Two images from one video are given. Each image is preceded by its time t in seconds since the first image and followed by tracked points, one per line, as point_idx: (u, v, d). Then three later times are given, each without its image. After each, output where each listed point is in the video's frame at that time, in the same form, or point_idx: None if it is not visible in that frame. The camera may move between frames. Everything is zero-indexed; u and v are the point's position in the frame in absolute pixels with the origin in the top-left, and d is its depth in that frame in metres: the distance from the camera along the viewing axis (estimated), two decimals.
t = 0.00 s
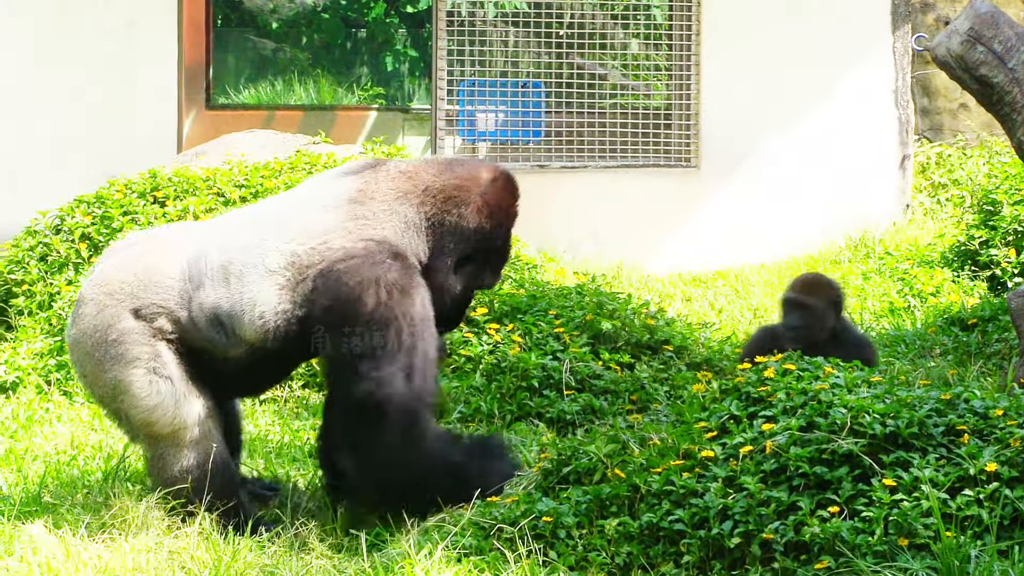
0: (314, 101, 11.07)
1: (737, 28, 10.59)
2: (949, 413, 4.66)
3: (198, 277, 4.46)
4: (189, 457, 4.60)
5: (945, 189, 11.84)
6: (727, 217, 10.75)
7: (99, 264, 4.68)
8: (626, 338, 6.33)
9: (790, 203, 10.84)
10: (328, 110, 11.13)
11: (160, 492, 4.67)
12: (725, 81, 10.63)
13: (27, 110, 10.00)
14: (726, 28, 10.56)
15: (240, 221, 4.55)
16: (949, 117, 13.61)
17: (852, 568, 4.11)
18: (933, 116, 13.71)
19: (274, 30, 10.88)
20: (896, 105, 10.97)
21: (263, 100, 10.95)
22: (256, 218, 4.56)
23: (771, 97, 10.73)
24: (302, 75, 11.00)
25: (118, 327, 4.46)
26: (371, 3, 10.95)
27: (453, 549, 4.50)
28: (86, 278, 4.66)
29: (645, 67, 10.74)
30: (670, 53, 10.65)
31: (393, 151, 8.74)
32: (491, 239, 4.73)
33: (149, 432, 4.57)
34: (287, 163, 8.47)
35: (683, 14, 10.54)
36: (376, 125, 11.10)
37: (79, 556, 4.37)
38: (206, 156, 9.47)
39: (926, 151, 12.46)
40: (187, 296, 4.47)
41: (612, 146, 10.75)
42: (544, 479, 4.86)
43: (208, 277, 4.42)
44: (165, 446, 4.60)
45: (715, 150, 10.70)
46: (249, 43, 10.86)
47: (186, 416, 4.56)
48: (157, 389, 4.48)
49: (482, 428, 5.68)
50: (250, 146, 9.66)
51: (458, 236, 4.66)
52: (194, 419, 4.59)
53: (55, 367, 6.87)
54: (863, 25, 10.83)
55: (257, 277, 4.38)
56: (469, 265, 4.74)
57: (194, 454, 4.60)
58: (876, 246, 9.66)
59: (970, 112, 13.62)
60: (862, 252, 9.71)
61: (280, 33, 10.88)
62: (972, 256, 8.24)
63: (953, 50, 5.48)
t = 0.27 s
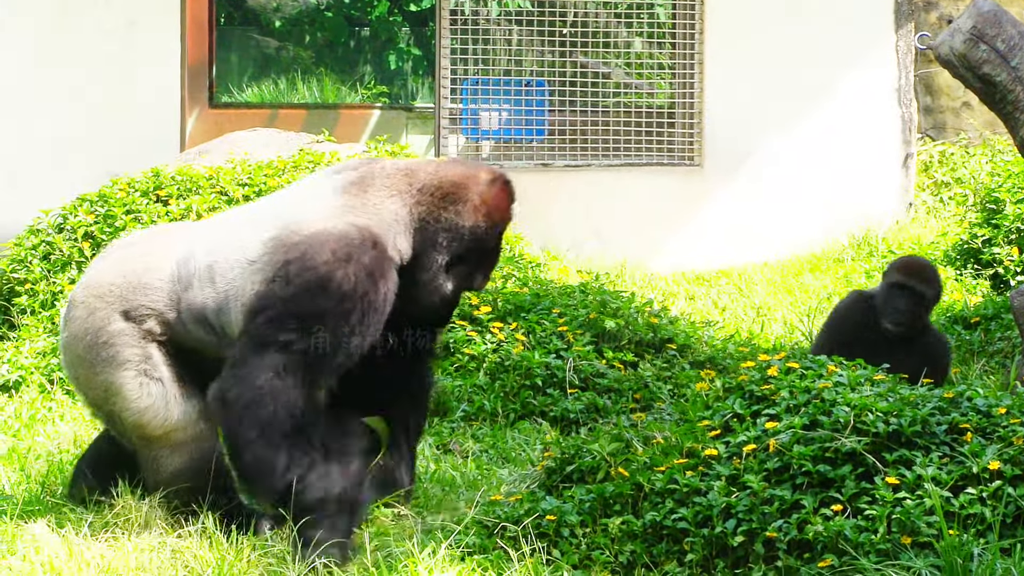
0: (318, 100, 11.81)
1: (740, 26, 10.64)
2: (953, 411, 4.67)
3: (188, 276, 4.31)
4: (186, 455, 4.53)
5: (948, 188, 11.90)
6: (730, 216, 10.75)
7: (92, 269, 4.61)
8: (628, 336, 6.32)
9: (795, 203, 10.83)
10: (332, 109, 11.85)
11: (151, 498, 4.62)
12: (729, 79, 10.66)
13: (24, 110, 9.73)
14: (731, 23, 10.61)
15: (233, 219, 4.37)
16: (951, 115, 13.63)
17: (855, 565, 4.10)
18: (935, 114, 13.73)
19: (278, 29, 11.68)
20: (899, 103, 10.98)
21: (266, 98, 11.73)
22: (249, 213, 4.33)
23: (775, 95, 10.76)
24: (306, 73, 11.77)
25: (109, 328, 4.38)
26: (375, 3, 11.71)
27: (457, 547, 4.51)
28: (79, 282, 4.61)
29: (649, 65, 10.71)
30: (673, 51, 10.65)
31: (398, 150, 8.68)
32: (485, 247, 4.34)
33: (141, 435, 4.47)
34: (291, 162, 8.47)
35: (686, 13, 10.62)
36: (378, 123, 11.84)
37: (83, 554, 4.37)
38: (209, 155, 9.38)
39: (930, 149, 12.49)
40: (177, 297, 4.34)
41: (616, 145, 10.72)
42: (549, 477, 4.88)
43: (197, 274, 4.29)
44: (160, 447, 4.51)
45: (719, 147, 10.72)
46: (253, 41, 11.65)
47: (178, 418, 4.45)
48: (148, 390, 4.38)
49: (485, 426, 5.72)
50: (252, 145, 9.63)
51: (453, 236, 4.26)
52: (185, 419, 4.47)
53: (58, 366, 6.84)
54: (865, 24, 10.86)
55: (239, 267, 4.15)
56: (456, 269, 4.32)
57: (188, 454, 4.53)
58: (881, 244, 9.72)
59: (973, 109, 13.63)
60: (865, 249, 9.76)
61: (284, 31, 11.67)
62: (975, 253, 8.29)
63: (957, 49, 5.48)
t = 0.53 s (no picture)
0: (321, 99, 11.86)
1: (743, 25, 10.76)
2: (955, 411, 4.67)
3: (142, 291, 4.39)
4: (173, 461, 4.55)
5: (951, 187, 11.88)
6: (733, 216, 10.86)
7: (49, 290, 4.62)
8: (631, 336, 6.33)
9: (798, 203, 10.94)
10: (334, 108, 11.89)
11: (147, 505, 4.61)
12: (733, 78, 10.78)
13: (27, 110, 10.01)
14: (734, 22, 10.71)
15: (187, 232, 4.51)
16: (954, 115, 13.64)
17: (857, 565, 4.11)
18: (937, 114, 13.74)
19: (281, 29, 11.70)
20: (901, 103, 11.09)
21: (269, 98, 11.75)
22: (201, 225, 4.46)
23: (779, 95, 10.88)
24: (308, 72, 11.81)
25: (76, 349, 4.37)
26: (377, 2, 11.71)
27: (459, 546, 4.51)
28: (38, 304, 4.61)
29: (651, 65, 10.79)
30: (676, 51, 10.76)
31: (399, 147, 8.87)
32: (435, 233, 4.52)
33: (124, 447, 4.49)
34: (295, 161, 8.48)
35: (689, 13, 10.74)
36: (380, 123, 11.87)
37: (87, 552, 4.40)
38: (212, 155, 9.43)
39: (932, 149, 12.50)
40: (138, 310, 4.38)
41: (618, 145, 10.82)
42: (551, 477, 4.88)
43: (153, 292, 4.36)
44: (146, 455, 4.54)
45: (724, 145, 10.83)
46: (256, 41, 11.68)
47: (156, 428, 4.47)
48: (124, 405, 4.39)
49: (487, 425, 5.74)
50: (256, 144, 9.64)
51: (400, 229, 4.45)
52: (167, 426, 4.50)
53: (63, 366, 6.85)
54: (868, 25, 10.98)
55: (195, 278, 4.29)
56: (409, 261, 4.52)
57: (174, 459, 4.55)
58: (884, 244, 9.71)
59: (977, 109, 13.63)
60: (869, 250, 9.77)
61: (287, 30, 11.71)
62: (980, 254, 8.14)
63: (959, 48, 5.47)
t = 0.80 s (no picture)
0: (331, 101, 12.11)
1: (746, 26, 10.91)
2: (954, 407, 4.74)
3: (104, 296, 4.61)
4: (139, 455, 4.84)
5: (950, 188, 11.99)
6: (735, 216, 10.97)
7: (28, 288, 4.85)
8: (635, 333, 6.40)
9: (798, 204, 11.06)
10: (344, 110, 12.16)
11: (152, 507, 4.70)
12: (736, 78, 10.92)
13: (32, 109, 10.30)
14: (739, 24, 10.86)
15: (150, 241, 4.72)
16: (953, 116, 13.74)
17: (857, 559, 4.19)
18: (937, 116, 13.84)
19: (290, 33, 11.97)
20: (901, 105, 11.21)
21: (280, 99, 12.03)
22: (167, 231, 4.67)
23: (781, 95, 11.03)
24: (318, 75, 12.06)
25: (41, 350, 4.60)
26: (386, 5, 11.96)
27: (466, 540, 4.58)
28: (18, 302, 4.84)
29: (655, 67, 10.98)
30: (680, 53, 10.92)
31: (408, 150, 8.99)
32: (393, 241, 4.71)
33: (90, 449, 4.75)
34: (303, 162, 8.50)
35: (692, 15, 10.85)
36: (390, 123, 12.12)
37: (99, 547, 4.48)
38: (223, 156, 9.55)
39: (931, 150, 12.59)
40: (100, 312, 4.58)
41: (622, 145, 10.97)
42: (556, 472, 4.96)
43: (113, 294, 4.56)
44: (111, 455, 4.80)
45: (728, 145, 10.96)
46: (267, 45, 11.95)
47: (116, 432, 4.70)
48: (86, 409, 4.61)
49: (494, 421, 5.82)
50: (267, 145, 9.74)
51: (356, 233, 4.65)
52: (129, 426, 4.72)
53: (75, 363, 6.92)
54: (870, 27, 11.09)
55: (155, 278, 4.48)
56: (370, 266, 4.71)
57: (141, 454, 4.84)
58: (884, 244, 9.79)
59: (975, 111, 13.72)
60: (869, 249, 9.86)
61: (297, 34, 11.97)
62: (976, 252, 8.37)
63: (958, 51, 5.56)
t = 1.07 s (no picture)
0: (345, 106, 11.62)
1: (751, 29, 11.05)
2: (954, 404, 4.84)
3: (100, 286, 4.72)
4: (128, 446, 4.85)
5: (950, 191, 12.08)
6: (741, 217, 11.13)
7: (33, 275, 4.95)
8: (643, 332, 6.50)
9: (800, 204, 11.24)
10: (358, 114, 11.68)
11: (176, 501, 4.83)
12: (743, 79, 11.05)
13: (59, 108, 10.27)
14: (742, 28, 11.01)
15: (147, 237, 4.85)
16: (954, 121, 13.84)
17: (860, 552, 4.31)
18: (938, 119, 13.97)
19: (307, 38, 11.48)
20: (904, 109, 11.38)
21: (297, 104, 11.50)
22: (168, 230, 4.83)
23: (785, 97, 11.19)
24: (333, 80, 11.57)
25: (37, 331, 4.68)
26: (398, 11, 11.61)
27: (478, 533, 4.71)
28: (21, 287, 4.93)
29: (661, 72, 11.03)
30: (686, 58, 10.98)
31: (422, 153, 8.93)
32: (387, 254, 4.89)
33: (81, 436, 4.80)
34: (319, 165, 8.55)
35: (699, 21, 10.95)
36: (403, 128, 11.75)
37: (122, 540, 4.61)
38: (241, 159, 9.65)
39: (932, 153, 12.67)
40: (95, 300, 4.70)
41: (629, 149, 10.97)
42: (565, 467, 5.08)
43: (109, 284, 4.69)
44: (101, 444, 4.84)
45: (735, 145, 11.10)
46: (281, 50, 11.43)
47: (106, 420, 4.75)
48: (76, 395, 4.68)
49: (505, 417, 5.93)
50: (283, 148, 9.76)
51: (352, 242, 4.82)
52: (118, 415, 4.77)
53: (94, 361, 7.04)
54: (871, 31, 11.30)
55: (151, 270, 4.60)
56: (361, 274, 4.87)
57: (132, 447, 4.86)
58: (886, 245, 9.88)
59: (975, 116, 13.79)
60: (870, 251, 9.95)
61: (313, 40, 11.48)
62: (976, 253, 8.50)
63: (958, 57, 5.66)
